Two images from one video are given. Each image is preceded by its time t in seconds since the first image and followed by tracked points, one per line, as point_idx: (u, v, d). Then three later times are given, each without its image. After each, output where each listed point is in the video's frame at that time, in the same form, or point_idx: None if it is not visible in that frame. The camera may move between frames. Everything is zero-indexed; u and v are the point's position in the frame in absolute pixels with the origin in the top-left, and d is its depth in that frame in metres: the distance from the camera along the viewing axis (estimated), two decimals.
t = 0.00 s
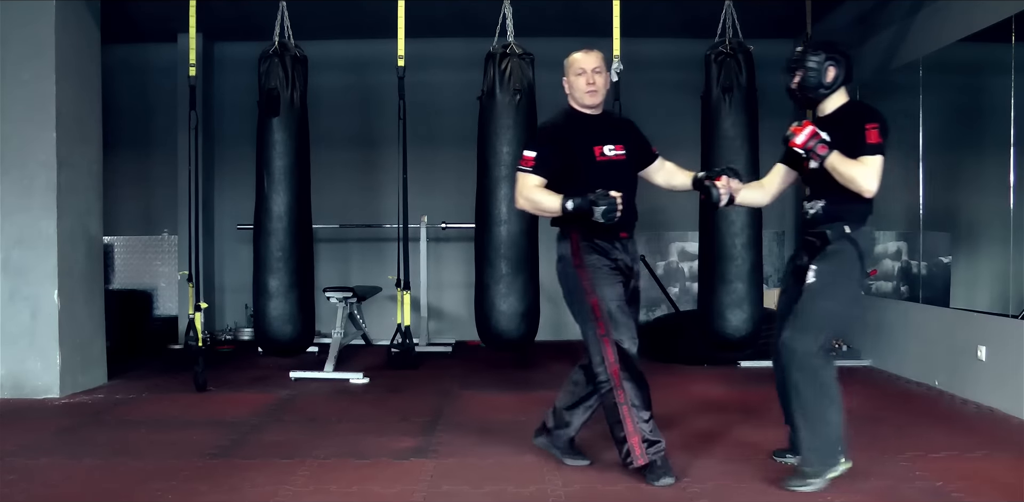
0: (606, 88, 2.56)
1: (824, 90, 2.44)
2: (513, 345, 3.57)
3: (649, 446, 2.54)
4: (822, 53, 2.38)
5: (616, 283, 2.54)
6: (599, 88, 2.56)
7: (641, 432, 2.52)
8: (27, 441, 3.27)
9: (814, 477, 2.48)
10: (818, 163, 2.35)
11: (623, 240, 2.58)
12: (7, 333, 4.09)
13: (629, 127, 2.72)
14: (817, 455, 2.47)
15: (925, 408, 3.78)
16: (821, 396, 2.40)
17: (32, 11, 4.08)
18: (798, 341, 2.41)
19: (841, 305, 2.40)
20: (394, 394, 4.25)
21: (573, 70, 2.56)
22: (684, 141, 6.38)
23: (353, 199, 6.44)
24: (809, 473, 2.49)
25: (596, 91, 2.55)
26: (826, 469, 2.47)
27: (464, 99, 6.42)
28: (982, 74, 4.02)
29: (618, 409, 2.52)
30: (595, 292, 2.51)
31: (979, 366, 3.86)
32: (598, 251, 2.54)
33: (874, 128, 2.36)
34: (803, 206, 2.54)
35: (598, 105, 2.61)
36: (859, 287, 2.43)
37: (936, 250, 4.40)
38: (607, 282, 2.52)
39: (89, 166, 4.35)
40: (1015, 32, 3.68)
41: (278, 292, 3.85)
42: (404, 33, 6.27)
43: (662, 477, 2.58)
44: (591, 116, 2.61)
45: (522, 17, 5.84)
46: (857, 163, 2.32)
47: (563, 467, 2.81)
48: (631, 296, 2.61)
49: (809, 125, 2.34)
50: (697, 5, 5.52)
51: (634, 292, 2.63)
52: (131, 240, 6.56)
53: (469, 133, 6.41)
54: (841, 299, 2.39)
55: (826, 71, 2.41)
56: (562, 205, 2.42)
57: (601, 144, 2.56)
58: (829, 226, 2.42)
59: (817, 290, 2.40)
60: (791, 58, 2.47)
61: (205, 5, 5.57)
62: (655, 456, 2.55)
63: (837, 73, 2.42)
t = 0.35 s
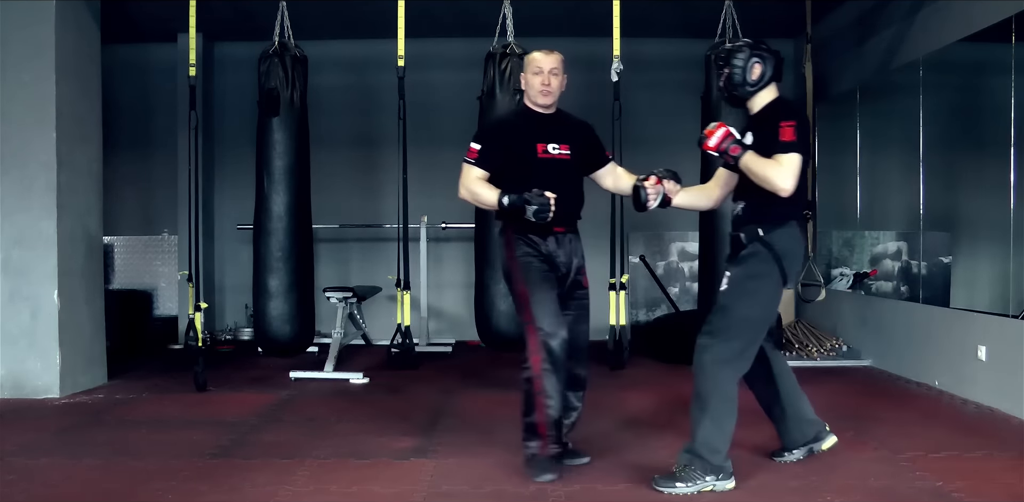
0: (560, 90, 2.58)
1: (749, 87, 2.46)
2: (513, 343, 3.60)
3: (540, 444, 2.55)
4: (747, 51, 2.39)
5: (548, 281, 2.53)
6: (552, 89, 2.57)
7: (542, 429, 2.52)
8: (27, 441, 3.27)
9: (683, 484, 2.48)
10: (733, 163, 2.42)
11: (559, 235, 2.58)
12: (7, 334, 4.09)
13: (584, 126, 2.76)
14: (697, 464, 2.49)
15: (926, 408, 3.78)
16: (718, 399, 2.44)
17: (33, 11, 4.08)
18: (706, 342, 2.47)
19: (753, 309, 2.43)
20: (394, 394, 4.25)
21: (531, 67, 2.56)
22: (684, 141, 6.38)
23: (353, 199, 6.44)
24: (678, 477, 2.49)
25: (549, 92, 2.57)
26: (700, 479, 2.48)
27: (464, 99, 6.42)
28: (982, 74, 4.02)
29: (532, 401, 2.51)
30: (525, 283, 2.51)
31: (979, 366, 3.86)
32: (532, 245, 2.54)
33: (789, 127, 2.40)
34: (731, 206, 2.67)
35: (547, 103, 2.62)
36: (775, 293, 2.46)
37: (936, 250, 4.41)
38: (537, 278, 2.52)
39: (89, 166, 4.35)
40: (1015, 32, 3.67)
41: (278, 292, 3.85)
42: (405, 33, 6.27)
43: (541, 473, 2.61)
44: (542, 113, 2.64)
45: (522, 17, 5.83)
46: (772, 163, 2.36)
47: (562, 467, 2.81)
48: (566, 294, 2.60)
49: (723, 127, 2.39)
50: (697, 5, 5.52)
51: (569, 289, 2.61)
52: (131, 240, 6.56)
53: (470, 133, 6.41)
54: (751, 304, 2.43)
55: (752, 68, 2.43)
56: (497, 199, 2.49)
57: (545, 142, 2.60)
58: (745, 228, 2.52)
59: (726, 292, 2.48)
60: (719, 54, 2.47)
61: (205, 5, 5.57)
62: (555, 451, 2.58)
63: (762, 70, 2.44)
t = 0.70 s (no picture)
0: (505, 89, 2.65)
1: (710, 83, 2.51)
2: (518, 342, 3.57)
3: (420, 435, 2.71)
4: (703, 48, 2.45)
5: (472, 281, 2.65)
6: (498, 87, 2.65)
7: (419, 421, 2.71)
8: (27, 441, 3.27)
9: (683, 484, 2.48)
10: (694, 160, 2.47)
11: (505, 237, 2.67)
12: (7, 334, 4.09)
13: (534, 126, 2.81)
14: (694, 463, 2.51)
15: (926, 408, 3.78)
16: (706, 397, 2.46)
17: (33, 11, 4.08)
18: (689, 343, 2.50)
19: (731, 305, 2.47)
20: (393, 394, 4.24)
21: (476, 66, 2.61)
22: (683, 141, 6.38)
23: (354, 199, 6.44)
24: (678, 478, 2.50)
25: (495, 90, 2.64)
26: (700, 477, 2.49)
27: (464, 99, 6.42)
28: (982, 74, 4.01)
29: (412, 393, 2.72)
30: (445, 283, 2.67)
31: (979, 366, 3.86)
32: (474, 240, 2.65)
33: (749, 122, 2.45)
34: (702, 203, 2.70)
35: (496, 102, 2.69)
36: (751, 287, 2.49)
37: (936, 249, 4.40)
38: (462, 275, 2.65)
39: (89, 166, 4.35)
40: (1015, 32, 3.67)
41: (278, 292, 3.85)
42: (405, 33, 6.27)
43: (428, 469, 2.72)
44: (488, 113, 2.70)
45: (522, 17, 5.83)
46: (729, 160, 2.42)
47: (562, 467, 2.82)
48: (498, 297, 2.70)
49: (682, 124, 2.46)
50: (696, 5, 5.52)
51: (500, 301, 2.70)
52: (131, 240, 6.56)
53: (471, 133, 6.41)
54: (728, 300, 2.47)
55: (711, 65, 2.49)
56: (449, 199, 2.54)
57: (490, 142, 2.67)
58: (717, 225, 2.56)
59: (705, 291, 2.51)
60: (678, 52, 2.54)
61: (205, 6, 5.57)
62: (423, 448, 2.72)
63: (721, 66, 2.48)
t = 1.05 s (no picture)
0: (455, 86, 2.71)
1: (704, 82, 2.51)
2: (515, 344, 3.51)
3: (413, 439, 2.74)
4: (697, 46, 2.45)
5: (434, 280, 2.72)
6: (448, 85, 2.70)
7: (408, 423, 2.74)
8: (27, 441, 3.27)
9: (684, 483, 2.48)
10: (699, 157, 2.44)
11: (463, 237, 2.73)
12: (7, 334, 4.09)
13: (494, 123, 2.84)
14: (694, 462, 2.50)
15: (926, 408, 3.78)
16: (710, 395, 2.46)
17: (33, 11, 4.07)
18: (693, 341, 2.50)
19: (733, 302, 2.47)
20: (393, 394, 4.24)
21: (423, 66, 2.68)
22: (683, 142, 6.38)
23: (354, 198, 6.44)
24: (678, 477, 2.49)
25: (445, 88, 2.69)
26: (700, 476, 2.49)
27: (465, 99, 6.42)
28: (981, 75, 4.01)
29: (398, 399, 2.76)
30: (410, 285, 2.74)
31: (979, 366, 3.86)
32: (431, 239, 2.73)
33: (753, 119, 2.47)
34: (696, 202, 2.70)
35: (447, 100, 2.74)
36: (751, 284, 2.50)
37: (935, 249, 4.39)
38: (424, 274, 2.72)
39: (89, 166, 4.35)
40: (1015, 32, 3.67)
41: (278, 292, 3.85)
42: (405, 33, 6.27)
43: (428, 469, 2.72)
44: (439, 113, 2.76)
45: (522, 17, 5.83)
46: (737, 156, 2.41)
47: (563, 466, 2.82)
48: (460, 295, 2.77)
49: (685, 122, 2.43)
50: (697, 5, 5.52)
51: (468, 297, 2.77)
52: (131, 240, 6.56)
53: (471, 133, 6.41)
54: (729, 298, 2.47)
55: (705, 63, 2.48)
56: (394, 206, 2.62)
57: (442, 144, 2.73)
58: (714, 221, 2.53)
59: (705, 288, 2.51)
60: (671, 51, 2.52)
61: (205, 5, 5.57)
62: (422, 451, 2.75)
63: (715, 65, 2.48)
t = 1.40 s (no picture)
0: (449, 85, 2.69)
1: (696, 80, 2.50)
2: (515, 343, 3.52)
3: (414, 439, 2.74)
4: (688, 44, 2.45)
5: (432, 280, 2.73)
6: (442, 83, 2.68)
7: (411, 422, 2.74)
8: (27, 441, 3.27)
9: (683, 483, 2.48)
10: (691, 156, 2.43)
11: (462, 237, 2.74)
12: (7, 334, 4.09)
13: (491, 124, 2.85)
14: (693, 462, 2.51)
15: (926, 408, 3.78)
16: (707, 396, 2.46)
17: (33, 11, 4.08)
18: (688, 342, 2.50)
19: (727, 302, 2.47)
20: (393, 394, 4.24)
21: (416, 68, 2.66)
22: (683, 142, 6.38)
23: (354, 199, 6.44)
24: (677, 477, 2.49)
25: (440, 88, 2.68)
26: (700, 476, 2.49)
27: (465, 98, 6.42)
28: (981, 75, 4.01)
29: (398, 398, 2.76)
30: (408, 284, 2.74)
31: (979, 366, 3.86)
32: (429, 239, 2.72)
33: (745, 117, 2.46)
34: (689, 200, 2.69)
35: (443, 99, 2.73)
36: (745, 282, 2.49)
37: (935, 249, 4.38)
38: (422, 274, 2.72)
39: (89, 166, 4.35)
40: (1015, 32, 3.67)
41: (278, 292, 3.85)
42: (405, 33, 6.27)
43: (428, 469, 2.72)
44: (437, 113, 2.76)
45: (522, 17, 5.83)
46: (728, 154, 2.42)
47: (563, 467, 2.82)
48: (455, 295, 2.78)
49: (677, 120, 2.43)
50: (697, 5, 5.52)
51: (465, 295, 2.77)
52: (131, 240, 6.56)
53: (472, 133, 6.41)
54: (723, 297, 2.47)
55: (696, 62, 2.48)
56: (405, 207, 2.63)
57: (442, 145, 2.73)
58: (706, 221, 2.54)
59: (699, 289, 2.51)
60: (662, 50, 2.53)
61: (205, 5, 5.57)
62: (423, 451, 2.74)
63: (707, 63, 2.48)
